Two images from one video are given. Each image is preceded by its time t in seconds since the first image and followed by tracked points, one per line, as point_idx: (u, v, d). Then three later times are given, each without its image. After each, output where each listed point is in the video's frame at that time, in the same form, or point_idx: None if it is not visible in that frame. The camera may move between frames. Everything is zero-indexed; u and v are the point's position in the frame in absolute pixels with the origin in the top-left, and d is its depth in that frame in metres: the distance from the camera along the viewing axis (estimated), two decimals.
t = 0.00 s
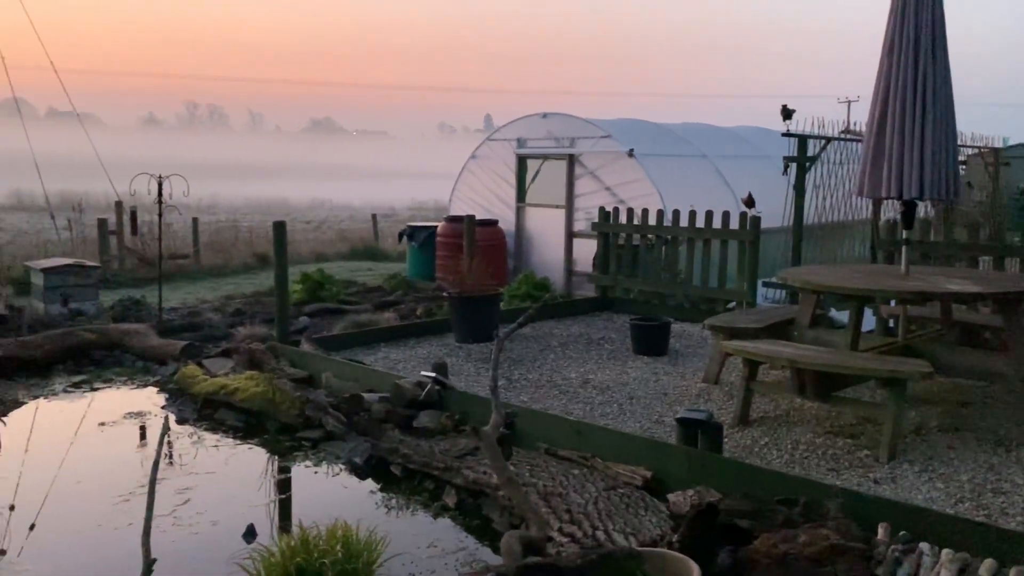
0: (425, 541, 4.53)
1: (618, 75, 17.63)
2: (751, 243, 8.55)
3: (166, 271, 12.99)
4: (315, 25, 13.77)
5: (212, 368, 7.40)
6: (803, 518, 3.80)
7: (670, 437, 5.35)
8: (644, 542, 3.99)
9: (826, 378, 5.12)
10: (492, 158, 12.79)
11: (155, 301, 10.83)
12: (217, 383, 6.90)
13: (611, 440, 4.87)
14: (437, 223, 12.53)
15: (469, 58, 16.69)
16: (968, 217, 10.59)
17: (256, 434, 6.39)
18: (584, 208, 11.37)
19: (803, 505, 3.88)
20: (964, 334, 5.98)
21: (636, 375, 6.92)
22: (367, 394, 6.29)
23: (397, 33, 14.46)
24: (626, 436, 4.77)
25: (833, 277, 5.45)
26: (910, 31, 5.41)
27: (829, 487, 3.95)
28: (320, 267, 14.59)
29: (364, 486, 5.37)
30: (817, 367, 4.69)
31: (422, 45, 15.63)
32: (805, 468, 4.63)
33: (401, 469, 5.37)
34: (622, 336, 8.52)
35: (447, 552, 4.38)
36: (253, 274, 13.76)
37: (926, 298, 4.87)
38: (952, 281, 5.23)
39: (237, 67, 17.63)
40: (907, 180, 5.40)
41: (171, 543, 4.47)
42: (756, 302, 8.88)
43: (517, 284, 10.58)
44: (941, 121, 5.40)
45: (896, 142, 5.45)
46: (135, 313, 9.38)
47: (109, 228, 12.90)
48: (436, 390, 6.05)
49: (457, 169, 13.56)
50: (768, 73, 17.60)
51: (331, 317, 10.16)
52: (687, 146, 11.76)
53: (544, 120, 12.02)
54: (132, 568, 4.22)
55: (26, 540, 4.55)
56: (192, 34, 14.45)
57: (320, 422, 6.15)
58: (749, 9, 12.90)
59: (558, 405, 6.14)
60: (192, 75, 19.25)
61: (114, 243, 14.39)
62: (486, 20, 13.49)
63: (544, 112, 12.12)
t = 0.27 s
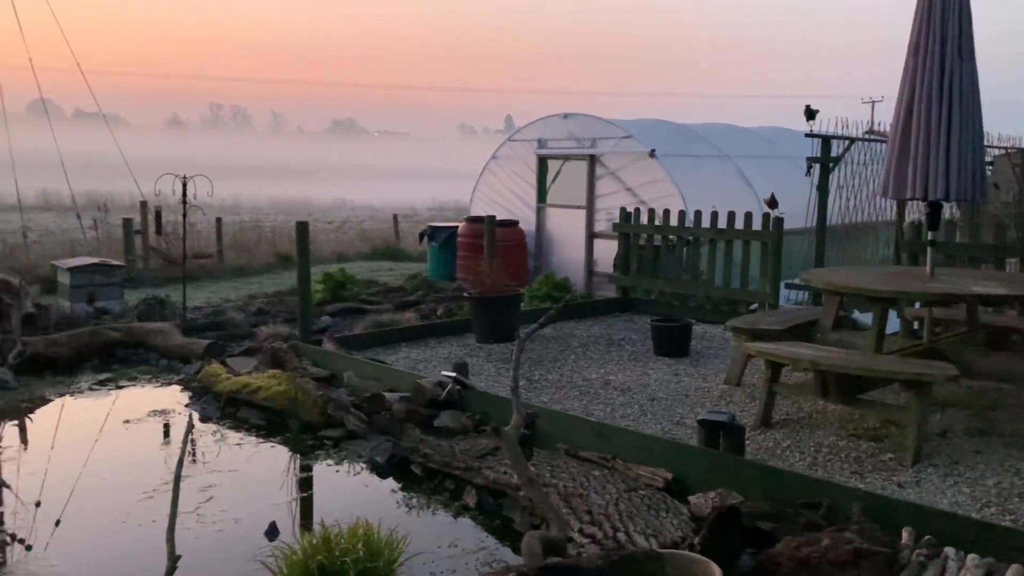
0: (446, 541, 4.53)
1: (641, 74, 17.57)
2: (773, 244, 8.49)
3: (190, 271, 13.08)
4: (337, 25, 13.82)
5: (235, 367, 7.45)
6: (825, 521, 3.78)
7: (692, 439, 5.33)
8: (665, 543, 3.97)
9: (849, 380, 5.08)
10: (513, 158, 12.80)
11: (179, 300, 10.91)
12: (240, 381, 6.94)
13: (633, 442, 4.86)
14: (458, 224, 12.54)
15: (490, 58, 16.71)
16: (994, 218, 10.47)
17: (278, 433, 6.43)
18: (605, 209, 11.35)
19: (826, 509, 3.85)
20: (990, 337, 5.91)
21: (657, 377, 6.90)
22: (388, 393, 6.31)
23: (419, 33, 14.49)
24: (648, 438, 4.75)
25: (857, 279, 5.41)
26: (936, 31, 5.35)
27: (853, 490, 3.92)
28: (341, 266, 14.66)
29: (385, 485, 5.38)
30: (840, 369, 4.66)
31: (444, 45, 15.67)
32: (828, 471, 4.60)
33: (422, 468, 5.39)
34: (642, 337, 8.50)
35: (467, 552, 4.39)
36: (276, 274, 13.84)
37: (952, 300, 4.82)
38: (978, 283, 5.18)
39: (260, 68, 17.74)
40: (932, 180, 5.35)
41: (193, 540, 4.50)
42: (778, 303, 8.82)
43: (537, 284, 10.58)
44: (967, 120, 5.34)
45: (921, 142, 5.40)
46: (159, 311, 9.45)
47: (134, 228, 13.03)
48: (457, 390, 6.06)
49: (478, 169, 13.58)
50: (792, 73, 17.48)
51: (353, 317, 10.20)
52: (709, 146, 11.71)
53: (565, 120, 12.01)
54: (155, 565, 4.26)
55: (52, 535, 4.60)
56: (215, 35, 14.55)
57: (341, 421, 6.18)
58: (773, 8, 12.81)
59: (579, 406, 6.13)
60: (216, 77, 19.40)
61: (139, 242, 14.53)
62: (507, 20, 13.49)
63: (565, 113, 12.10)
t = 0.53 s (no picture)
0: (468, 539, 4.54)
1: (664, 73, 17.51)
2: (797, 244, 8.43)
3: (215, 269, 13.19)
4: (360, 25, 13.87)
5: (259, 365, 7.50)
6: (851, 523, 3.75)
7: (715, 440, 5.31)
8: (688, 544, 3.96)
9: (875, 382, 5.04)
10: (534, 158, 12.80)
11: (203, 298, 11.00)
12: (264, 379, 6.99)
13: (655, 442, 4.85)
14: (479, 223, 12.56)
15: (513, 58, 16.72)
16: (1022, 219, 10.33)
17: (301, 430, 6.47)
18: (627, 208, 11.31)
19: (851, 511, 3.82)
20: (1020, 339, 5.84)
21: (680, 377, 6.87)
22: (411, 392, 6.33)
23: (442, 33, 14.52)
24: (671, 438, 4.74)
25: (883, 279, 5.36)
26: (967, 29, 5.29)
27: (879, 492, 3.89)
28: (364, 265, 14.71)
29: (407, 483, 5.40)
30: (865, 370, 4.63)
31: (466, 44, 15.69)
32: (853, 473, 4.56)
33: (444, 467, 5.40)
34: (665, 337, 8.47)
35: (490, 550, 4.39)
36: (299, 273, 13.92)
37: (980, 301, 4.77)
38: (1007, 284, 5.12)
39: (284, 68, 17.85)
40: (961, 180, 5.29)
41: (218, 536, 4.54)
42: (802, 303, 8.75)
43: (559, 284, 10.57)
44: (996, 119, 5.28)
45: (949, 141, 5.34)
46: (185, 310, 9.54)
47: (160, 227, 13.15)
48: (479, 389, 6.07)
49: (500, 169, 13.59)
50: (817, 71, 17.35)
51: (375, 316, 10.24)
52: (733, 146, 11.65)
53: (587, 120, 11.99)
54: (181, 560, 4.30)
55: (79, 530, 4.66)
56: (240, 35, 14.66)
57: (364, 419, 6.20)
58: (798, 6, 12.72)
59: (601, 406, 6.11)
60: (240, 77, 19.54)
61: (165, 242, 14.66)
62: (530, 19, 13.49)
63: (587, 112, 12.09)
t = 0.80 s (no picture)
0: (490, 537, 4.55)
1: (687, 72, 17.44)
2: (822, 244, 8.36)
3: (238, 268, 13.28)
4: (383, 24, 13.92)
5: (282, 362, 7.54)
6: (876, 525, 3.71)
7: (738, 441, 5.27)
8: (711, 545, 3.94)
9: (901, 382, 4.99)
10: (556, 157, 12.78)
11: (227, 296, 11.07)
12: (287, 376, 7.03)
13: (677, 442, 4.83)
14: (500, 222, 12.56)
15: (534, 56, 16.72)
16: None
17: (324, 427, 6.50)
18: (649, 207, 11.27)
19: (877, 513, 3.79)
20: None
21: (702, 377, 6.84)
22: (432, 390, 6.34)
23: (464, 32, 14.54)
24: (693, 438, 4.71)
25: (909, 279, 5.31)
26: (995, 29, 5.23)
27: (904, 494, 3.85)
28: (385, 264, 14.76)
29: (429, 481, 5.41)
30: (890, 371, 4.59)
31: (488, 43, 15.70)
32: (878, 474, 4.52)
33: (465, 465, 5.40)
34: (687, 336, 8.43)
35: (511, 549, 4.39)
36: (322, 271, 13.99)
37: (1008, 302, 4.71)
38: None
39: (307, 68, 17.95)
40: (989, 179, 5.23)
41: (241, 531, 4.57)
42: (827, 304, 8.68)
43: (580, 283, 10.56)
44: None
45: (977, 140, 5.28)
46: (208, 307, 9.60)
47: (185, 225, 13.26)
48: (501, 388, 6.07)
49: (521, 167, 13.59)
50: (841, 70, 17.21)
51: (397, 315, 10.26)
52: (756, 144, 11.58)
53: (609, 118, 11.95)
54: (204, 555, 4.33)
55: (105, 524, 4.70)
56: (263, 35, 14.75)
57: (386, 417, 6.22)
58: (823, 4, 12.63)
59: (623, 406, 6.09)
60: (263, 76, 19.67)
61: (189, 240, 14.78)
62: (552, 18, 13.48)
63: (609, 111, 12.06)
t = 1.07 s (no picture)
0: (509, 536, 4.54)
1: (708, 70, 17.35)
2: (844, 244, 8.29)
3: (259, 266, 13.35)
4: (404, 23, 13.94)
5: (302, 360, 7.57)
6: (899, 528, 3.68)
7: (759, 442, 5.24)
8: (731, 546, 3.92)
9: (924, 384, 4.94)
10: (576, 156, 12.76)
11: (248, 294, 11.13)
12: (308, 373, 7.06)
13: (698, 442, 4.80)
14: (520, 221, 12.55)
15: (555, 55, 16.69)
16: None
17: (344, 425, 6.52)
18: (670, 207, 11.22)
19: (900, 516, 3.75)
20: None
21: (723, 378, 6.80)
22: (452, 388, 6.34)
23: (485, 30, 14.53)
24: (714, 439, 4.69)
25: (933, 280, 5.25)
26: (1022, 28, 5.17)
27: (928, 498, 3.81)
28: (405, 263, 14.78)
29: (448, 479, 5.42)
30: (914, 372, 4.54)
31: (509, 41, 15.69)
32: (901, 477, 4.48)
33: (484, 464, 5.40)
34: (708, 337, 8.39)
35: (530, 548, 4.39)
36: (342, 269, 14.04)
37: None
38: None
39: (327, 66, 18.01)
40: (1015, 179, 5.16)
41: (262, 527, 4.59)
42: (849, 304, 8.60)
43: (599, 283, 10.53)
44: None
45: (1003, 139, 5.22)
46: (230, 305, 9.66)
47: (207, 224, 13.34)
48: (520, 386, 6.06)
49: (541, 167, 13.57)
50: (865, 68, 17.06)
51: (416, 313, 10.28)
52: (778, 144, 11.51)
53: (630, 117, 11.92)
54: (225, 551, 4.36)
55: (127, 519, 4.74)
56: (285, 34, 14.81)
57: (405, 415, 6.23)
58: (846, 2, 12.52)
59: (643, 406, 6.07)
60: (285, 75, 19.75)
61: (211, 238, 14.88)
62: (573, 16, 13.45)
63: (629, 110, 12.02)
